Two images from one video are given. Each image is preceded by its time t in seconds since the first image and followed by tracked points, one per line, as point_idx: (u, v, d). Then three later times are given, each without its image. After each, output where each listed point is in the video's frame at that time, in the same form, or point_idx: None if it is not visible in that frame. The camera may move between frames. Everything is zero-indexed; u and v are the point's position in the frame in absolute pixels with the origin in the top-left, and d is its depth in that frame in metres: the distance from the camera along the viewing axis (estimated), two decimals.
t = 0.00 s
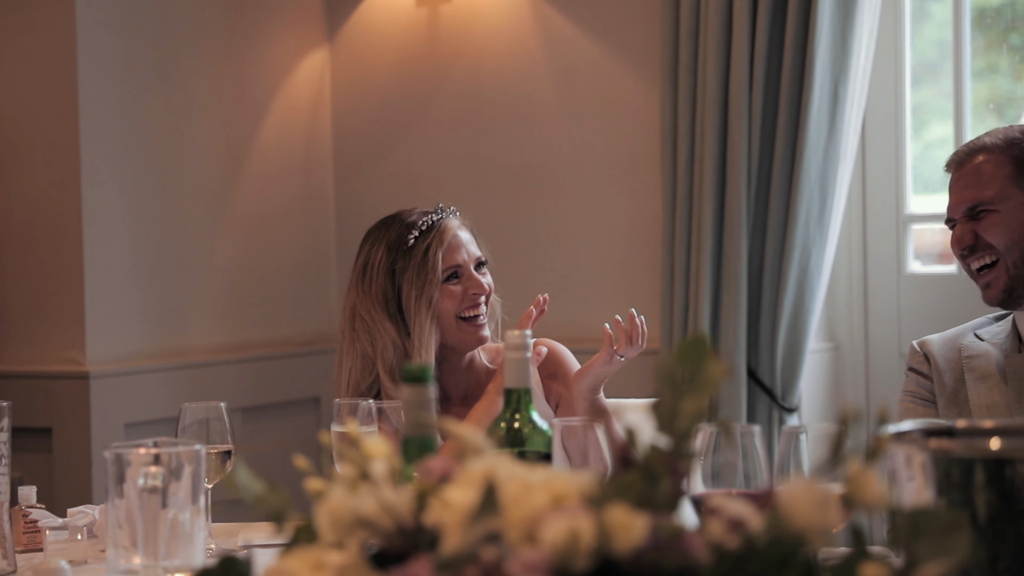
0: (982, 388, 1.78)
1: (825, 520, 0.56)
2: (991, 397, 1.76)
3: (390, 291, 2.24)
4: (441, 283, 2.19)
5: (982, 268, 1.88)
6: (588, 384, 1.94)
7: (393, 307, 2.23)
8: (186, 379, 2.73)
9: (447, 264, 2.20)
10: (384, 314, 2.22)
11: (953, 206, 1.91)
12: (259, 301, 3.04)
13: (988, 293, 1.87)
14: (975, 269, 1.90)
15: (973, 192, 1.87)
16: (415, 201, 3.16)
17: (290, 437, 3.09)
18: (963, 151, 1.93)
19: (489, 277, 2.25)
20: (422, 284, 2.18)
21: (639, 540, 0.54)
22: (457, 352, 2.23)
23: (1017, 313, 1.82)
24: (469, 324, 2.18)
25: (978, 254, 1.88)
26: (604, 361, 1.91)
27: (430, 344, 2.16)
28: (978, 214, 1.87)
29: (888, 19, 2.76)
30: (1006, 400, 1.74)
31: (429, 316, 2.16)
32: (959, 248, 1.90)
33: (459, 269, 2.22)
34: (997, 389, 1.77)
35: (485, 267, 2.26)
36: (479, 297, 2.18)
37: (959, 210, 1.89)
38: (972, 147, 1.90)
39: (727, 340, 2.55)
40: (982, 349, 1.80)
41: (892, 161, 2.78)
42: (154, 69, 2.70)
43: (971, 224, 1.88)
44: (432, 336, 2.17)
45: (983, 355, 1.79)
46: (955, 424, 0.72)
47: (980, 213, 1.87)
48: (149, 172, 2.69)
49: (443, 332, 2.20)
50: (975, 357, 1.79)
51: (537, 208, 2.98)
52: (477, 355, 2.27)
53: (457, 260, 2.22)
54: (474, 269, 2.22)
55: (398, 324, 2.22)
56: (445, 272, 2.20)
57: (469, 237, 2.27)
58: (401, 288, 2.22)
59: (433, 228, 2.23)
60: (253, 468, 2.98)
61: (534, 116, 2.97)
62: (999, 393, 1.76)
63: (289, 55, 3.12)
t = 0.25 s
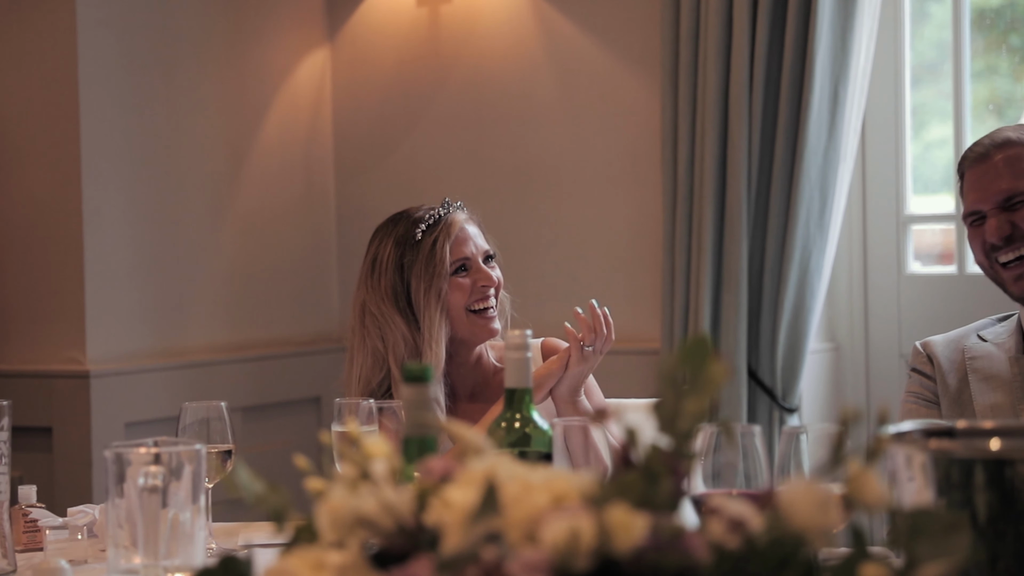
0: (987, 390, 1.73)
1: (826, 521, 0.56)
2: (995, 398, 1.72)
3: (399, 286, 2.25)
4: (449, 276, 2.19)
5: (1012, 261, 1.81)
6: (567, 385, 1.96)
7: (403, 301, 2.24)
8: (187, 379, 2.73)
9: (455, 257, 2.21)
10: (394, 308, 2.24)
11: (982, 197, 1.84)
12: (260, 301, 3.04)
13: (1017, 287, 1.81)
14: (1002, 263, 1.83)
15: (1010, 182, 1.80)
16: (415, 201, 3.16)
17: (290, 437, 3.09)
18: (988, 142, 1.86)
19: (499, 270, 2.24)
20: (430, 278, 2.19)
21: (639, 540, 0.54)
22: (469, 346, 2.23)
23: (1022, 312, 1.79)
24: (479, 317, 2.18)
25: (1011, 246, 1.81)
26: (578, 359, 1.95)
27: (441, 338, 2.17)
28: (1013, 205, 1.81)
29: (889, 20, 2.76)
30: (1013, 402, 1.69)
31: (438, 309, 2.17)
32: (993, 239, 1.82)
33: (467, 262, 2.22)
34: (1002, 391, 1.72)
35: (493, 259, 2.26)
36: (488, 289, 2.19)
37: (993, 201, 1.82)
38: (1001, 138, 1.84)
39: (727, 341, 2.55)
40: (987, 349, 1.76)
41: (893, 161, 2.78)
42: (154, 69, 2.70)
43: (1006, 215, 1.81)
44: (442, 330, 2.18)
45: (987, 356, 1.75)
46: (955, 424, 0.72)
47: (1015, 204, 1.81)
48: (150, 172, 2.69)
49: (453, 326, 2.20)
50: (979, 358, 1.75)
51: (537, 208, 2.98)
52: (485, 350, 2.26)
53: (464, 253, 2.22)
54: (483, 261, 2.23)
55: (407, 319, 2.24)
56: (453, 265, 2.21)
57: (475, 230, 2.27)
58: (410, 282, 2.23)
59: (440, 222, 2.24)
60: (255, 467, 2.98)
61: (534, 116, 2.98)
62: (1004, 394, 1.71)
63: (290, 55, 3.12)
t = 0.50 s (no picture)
0: (987, 394, 1.74)
1: (824, 521, 0.56)
2: (996, 402, 1.72)
3: (404, 283, 2.26)
4: (452, 270, 2.20)
5: None
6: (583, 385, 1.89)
7: (408, 298, 2.24)
8: (185, 379, 2.73)
9: (458, 252, 2.22)
10: (399, 306, 2.24)
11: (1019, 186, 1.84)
12: (260, 301, 3.04)
13: None
14: None
15: None
16: (412, 201, 3.16)
17: (288, 437, 3.09)
18: None
19: (503, 265, 2.25)
20: (433, 273, 2.19)
21: (637, 540, 0.54)
22: (477, 343, 2.21)
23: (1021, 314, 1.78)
24: (484, 309, 2.18)
25: None
26: (596, 359, 1.87)
27: (447, 332, 2.16)
28: None
29: (885, 20, 2.77)
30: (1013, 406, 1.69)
31: (443, 303, 2.17)
32: None
33: (471, 256, 2.23)
34: (1003, 394, 1.73)
35: (498, 254, 2.27)
36: (492, 282, 2.19)
37: None
38: None
39: (725, 341, 2.55)
40: (986, 353, 1.75)
41: (889, 161, 2.78)
42: (152, 69, 2.70)
43: None
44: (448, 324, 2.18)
45: (987, 359, 1.75)
46: (953, 425, 0.72)
47: None
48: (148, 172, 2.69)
49: (459, 320, 2.20)
50: (979, 361, 1.75)
51: (535, 208, 2.98)
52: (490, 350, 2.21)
53: (467, 248, 2.23)
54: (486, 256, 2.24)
55: (413, 316, 2.23)
56: (456, 260, 2.22)
57: (479, 226, 2.28)
58: (414, 279, 2.24)
59: (442, 218, 2.25)
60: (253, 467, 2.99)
61: (531, 117, 2.98)
62: (1005, 398, 1.72)
63: (288, 55, 3.12)
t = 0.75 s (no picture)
0: (983, 396, 1.73)
1: (819, 522, 0.56)
2: (992, 404, 1.72)
3: (407, 281, 2.25)
4: (455, 266, 2.21)
5: None
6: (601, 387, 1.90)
7: (412, 296, 2.23)
8: (181, 379, 2.73)
9: (460, 247, 2.23)
10: (402, 304, 2.23)
11: None
12: (254, 302, 3.03)
13: None
14: None
15: None
16: (408, 201, 3.16)
17: (284, 438, 3.09)
18: None
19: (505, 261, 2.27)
20: (435, 269, 2.20)
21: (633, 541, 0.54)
22: (480, 339, 2.21)
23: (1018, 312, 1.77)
24: (488, 305, 2.19)
25: None
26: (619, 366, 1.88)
27: (450, 328, 2.17)
28: None
29: (881, 22, 2.77)
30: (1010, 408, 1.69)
31: (446, 299, 2.17)
32: None
33: (473, 251, 2.24)
34: (999, 396, 1.72)
35: (500, 251, 2.28)
36: (494, 277, 2.20)
37: None
38: None
39: (720, 343, 2.55)
40: (982, 354, 1.75)
41: (885, 163, 2.79)
42: (148, 69, 2.70)
43: None
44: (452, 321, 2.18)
45: (983, 361, 1.75)
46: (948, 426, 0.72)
47: None
48: (144, 172, 2.68)
49: (462, 316, 2.20)
50: (975, 363, 1.75)
51: (531, 209, 2.98)
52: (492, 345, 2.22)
53: (469, 244, 2.25)
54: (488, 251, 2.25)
55: (417, 314, 2.22)
56: (459, 255, 2.23)
57: (480, 223, 2.30)
58: (418, 276, 2.24)
59: (443, 215, 2.26)
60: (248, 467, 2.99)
61: (527, 117, 2.98)
62: (1002, 401, 1.71)
63: (284, 56, 3.12)
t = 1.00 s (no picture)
0: (978, 398, 1.74)
1: (811, 524, 0.57)
2: (987, 406, 1.72)
3: (405, 281, 2.24)
4: (453, 264, 2.22)
5: None
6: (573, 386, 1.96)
7: (410, 296, 2.23)
8: (175, 380, 2.73)
9: (458, 246, 2.23)
10: (401, 304, 2.22)
11: None
12: (247, 302, 3.03)
13: None
14: None
15: None
16: (402, 202, 3.16)
17: (276, 439, 3.08)
18: None
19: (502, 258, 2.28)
20: (434, 268, 2.20)
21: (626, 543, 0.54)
22: (479, 336, 2.23)
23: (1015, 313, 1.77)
24: (487, 302, 2.21)
25: None
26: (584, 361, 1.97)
27: (449, 326, 2.18)
28: None
29: (874, 25, 2.78)
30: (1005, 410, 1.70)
31: (445, 297, 2.18)
32: None
33: (471, 249, 2.25)
34: (994, 396, 1.73)
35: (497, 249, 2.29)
36: (493, 274, 2.21)
37: None
38: None
39: (713, 345, 2.56)
40: (978, 355, 1.76)
41: (878, 166, 2.79)
42: (142, 69, 2.69)
43: None
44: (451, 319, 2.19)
45: (979, 362, 1.75)
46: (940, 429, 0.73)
47: None
48: (138, 173, 2.68)
49: (461, 314, 2.22)
50: (971, 365, 1.76)
51: (525, 210, 2.98)
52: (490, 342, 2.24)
53: (466, 242, 2.25)
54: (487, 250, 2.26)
55: (416, 313, 2.21)
56: (456, 253, 2.23)
57: (476, 222, 2.30)
58: (416, 276, 2.23)
59: (439, 215, 2.26)
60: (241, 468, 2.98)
61: (521, 119, 2.98)
62: (997, 402, 1.72)
63: (278, 57, 3.12)
